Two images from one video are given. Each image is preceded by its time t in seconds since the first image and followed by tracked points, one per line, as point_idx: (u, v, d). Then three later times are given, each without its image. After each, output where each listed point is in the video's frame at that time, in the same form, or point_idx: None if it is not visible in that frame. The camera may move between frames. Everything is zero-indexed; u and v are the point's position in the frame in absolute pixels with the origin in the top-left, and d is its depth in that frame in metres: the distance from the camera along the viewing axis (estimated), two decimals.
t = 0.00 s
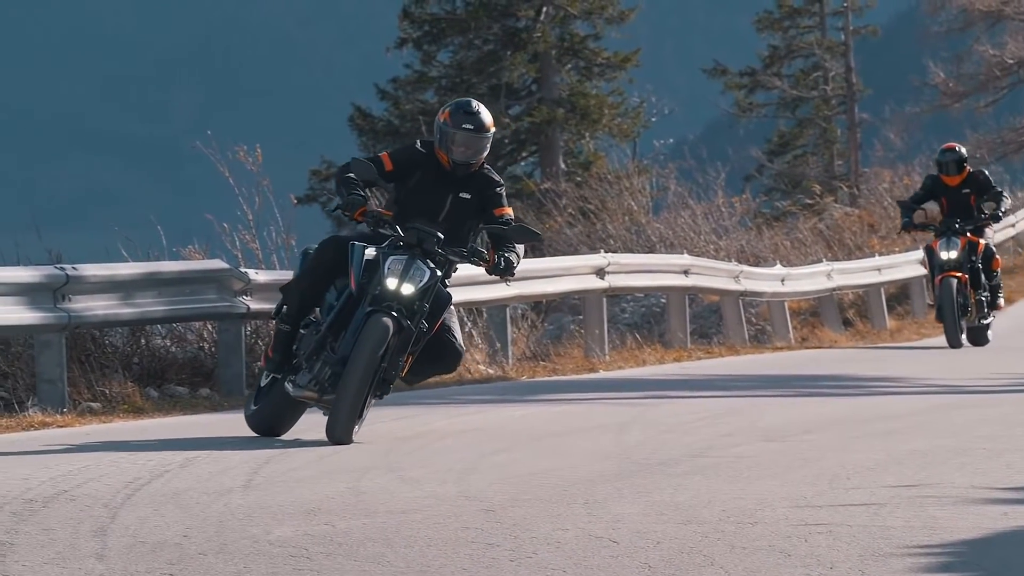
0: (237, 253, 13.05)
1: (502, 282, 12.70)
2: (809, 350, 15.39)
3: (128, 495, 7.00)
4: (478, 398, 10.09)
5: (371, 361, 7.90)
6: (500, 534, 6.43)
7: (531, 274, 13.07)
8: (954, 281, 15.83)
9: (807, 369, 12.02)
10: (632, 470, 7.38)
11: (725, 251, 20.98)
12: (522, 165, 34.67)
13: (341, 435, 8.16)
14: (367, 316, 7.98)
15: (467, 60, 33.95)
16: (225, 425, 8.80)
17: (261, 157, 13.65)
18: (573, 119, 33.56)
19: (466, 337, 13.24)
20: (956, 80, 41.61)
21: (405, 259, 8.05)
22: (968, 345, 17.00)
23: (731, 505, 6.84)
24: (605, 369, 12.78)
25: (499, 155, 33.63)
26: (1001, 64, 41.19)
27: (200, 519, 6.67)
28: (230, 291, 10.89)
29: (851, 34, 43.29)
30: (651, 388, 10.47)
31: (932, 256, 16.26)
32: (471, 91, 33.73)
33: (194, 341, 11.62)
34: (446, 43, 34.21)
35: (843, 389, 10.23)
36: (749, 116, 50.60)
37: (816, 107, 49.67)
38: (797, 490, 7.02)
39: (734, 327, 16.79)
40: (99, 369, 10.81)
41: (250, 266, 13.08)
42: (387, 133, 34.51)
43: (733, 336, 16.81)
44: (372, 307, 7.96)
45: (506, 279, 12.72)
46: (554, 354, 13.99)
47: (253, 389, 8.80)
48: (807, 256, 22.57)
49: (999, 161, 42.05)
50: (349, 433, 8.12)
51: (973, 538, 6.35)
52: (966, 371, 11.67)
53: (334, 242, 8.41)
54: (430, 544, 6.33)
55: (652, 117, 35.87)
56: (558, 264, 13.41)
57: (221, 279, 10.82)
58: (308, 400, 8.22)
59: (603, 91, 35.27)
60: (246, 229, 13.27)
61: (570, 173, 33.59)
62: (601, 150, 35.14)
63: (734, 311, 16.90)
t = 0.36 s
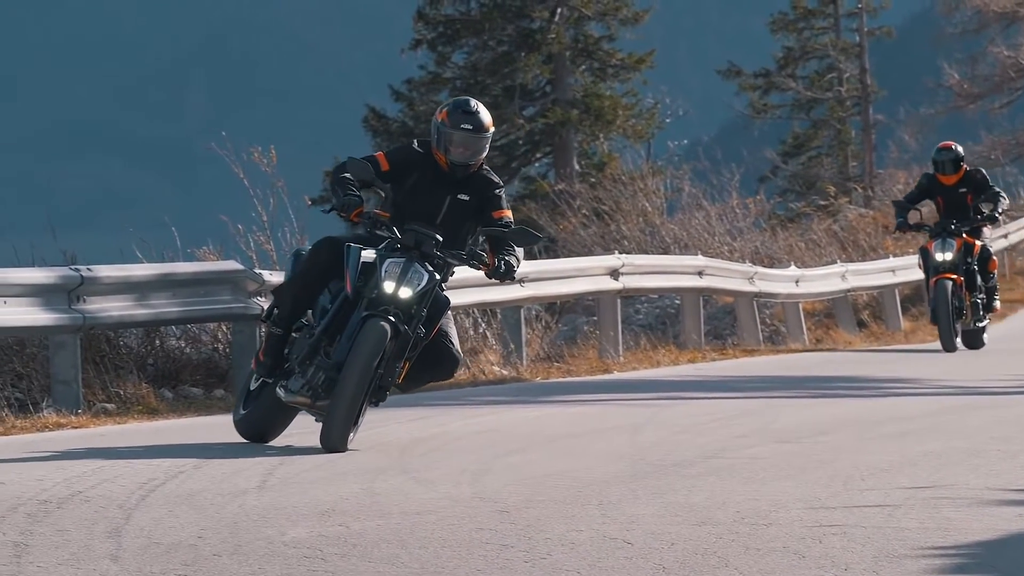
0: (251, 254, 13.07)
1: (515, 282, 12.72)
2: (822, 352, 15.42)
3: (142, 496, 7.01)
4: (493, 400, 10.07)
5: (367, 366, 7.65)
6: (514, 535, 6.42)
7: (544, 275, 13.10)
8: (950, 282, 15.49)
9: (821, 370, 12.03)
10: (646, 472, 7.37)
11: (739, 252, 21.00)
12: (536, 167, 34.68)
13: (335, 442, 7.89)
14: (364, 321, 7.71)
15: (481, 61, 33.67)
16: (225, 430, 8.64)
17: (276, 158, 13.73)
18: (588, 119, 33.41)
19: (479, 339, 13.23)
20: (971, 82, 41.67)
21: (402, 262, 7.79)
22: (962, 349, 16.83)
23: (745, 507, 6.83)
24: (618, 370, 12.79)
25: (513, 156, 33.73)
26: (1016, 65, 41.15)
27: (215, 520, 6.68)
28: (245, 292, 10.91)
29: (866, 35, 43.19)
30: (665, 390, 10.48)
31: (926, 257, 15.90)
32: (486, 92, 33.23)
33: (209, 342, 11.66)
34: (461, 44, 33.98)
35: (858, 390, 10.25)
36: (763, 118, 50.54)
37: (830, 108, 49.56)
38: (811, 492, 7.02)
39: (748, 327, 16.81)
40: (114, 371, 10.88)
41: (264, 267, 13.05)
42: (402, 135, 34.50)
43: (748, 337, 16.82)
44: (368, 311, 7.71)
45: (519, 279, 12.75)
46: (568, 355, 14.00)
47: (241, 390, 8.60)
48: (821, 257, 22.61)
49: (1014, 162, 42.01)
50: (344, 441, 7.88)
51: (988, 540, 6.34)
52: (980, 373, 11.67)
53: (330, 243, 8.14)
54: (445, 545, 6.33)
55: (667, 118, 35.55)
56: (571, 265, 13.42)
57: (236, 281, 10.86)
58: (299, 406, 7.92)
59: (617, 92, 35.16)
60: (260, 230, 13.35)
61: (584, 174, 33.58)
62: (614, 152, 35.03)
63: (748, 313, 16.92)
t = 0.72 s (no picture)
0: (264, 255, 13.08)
1: (530, 283, 12.79)
2: (835, 351, 15.48)
3: (156, 497, 7.02)
4: (507, 400, 10.09)
5: (365, 371, 7.44)
6: (528, 536, 6.41)
7: (559, 276, 13.17)
8: (943, 284, 15.22)
9: (834, 371, 12.06)
10: (660, 473, 7.37)
11: (754, 253, 21.03)
12: (550, 167, 34.54)
13: (331, 450, 7.68)
14: (362, 324, 7.51)
15: (496, 62, 33.47)
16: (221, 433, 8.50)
17: (289, 159, 13.74)
18: (602, 119, 33.35)
19: (494, 340, 13.23)
20: (984, 83, 41.69)
21: (402, 263, 7.58)
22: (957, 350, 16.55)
23: (760, 508, 6.82)
24: (633, 371, 12.82)
25: (527, 157, 33.85)
26: None
27: (230, 520, 6.67)
28: (259, 293, 11.09)
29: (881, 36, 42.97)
30: (679, 390, 10.49)
31: (920, 258, 15.69)
32: (500, 93, 33.32)
33: (223, 342, 11.66)
34: (475, 45, 33.86)
35: (873, 391, 10.25)
36: (778, 119, 50.28)
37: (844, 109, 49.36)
38: (826, 492, 7.01)
39: (762, 329, 16.85)
40: (128, 371, 10.92)
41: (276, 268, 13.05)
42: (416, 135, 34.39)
43: (762, 338, 16.87)
44: (366, 314, 7.48)
45: (534, 280, 12.81)
46: (582, 356, 14.02)
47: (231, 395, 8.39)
48: (836, 258, 22.69)
49: None
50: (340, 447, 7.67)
51: (1003, 540, 6.32)
52: (995, 373, 11.68)
53: (327, 244, 7.95)
54: (460, 545, 6.32)
55: (681, 119, 35.13)
56: (586, 266, 13.48)
57: (250, 281, 11.02)
58: (294, 411, 7.71)
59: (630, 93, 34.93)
60: (274, 232, 13.38)
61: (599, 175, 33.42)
62: (628, 153, 34.82)
63: (763, 315, 16.95)
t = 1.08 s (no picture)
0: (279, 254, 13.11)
1: (544, 283, 12.90)
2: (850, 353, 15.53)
3: (172, 498, 7.04)
4: (520, 400, 10.12)
5: (364, 378, 7.27)
6: (542, 537, 6.40)
7: (574, 276, 13.25)
8: (936, 285, 14.49)
9: (847, 372, 12.06)
10: (674, 474, 7.38)
11: (768, 254, 20.89)
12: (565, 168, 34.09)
13: (328, 458, 7.50)
14: (361, 328, 7.35)
15: (510, 63, 32.84)
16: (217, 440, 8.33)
17: (304, 159, 13.80)
18: (616, 121, 32.40)
19: (509, 340, 13.35)
20: (999, 83, 41.15)
21: (402, 266, 7.41)
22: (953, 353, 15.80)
23: (775, 508, 6.82)
24: (648, 371, 12.83)
25: (542, 159, 32.73)
26: None
27: (244, 521, 6.68)
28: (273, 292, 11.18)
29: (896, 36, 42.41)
30: (694, 391, 10.51)
31: (912, 259, 14.95)
32: (514, 94, 32.47)
33: (239, 342, 11.60)
34: (489, 46, 33.13)
35: (887, 392, 10.26)
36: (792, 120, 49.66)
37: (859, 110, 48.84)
38: (841, 493, 7.01)
39: (777, 329, 16.89)
40: (143, 372, 10.98)
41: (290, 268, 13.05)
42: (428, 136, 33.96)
43: (776, 338, 16.91)
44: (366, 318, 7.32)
45: (548, 280, 12.93)
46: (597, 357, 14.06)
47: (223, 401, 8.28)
48: (850, 259, 22.63)
49: None
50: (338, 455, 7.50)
51: (1018, 541, 6.30)
52: (1008, 374, 11.65)
53: (323, 246, 7.74)
54: (474, 546, 6.30)
55: (696, 119, 34.11)
56: (600, 266, 13.57)
57: (263, 281, 11.00)
58: (289, 418, 7.50)
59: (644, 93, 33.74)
60: (289, 233, 13.40)
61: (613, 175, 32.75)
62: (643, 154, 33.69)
63: (778, 315, 17.00)
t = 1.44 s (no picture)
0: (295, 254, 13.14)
1: (558, 283, 12.93)
2: (865, 353, 15.52)
3: (185, 498, 7.05)
4: (534, 400, 10.14)
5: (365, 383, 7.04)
6: (556, 536, 6.38)
7: (587, 276, 13.28)
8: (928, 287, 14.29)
9: (861, 373, 12.06)
10: (689, 474, 7.38)
11: (783, 254, 20.95)
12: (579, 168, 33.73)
13: (327, 464, 7.30)
14: (362, 331, 7.12)
15: (524, 62, 32.37)
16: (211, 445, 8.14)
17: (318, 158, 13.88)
18: (630, 120, 32.10)
19: (523, 339, 13.42)
20: (1014, 84, 40.65)
21: (405, 268, 7.17)
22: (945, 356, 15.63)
23: (789, 508, 6.81)
24: (662, 371, 12.84)
25: (556, 157, 32.59)
26: None
27: (258, 520, 6.68)
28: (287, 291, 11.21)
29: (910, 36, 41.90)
30: (708, 391, 10.51)
31: (905, 260, 14.76)
32: (529, 94, 32.18)
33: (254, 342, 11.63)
34: (504, 45, 32.62)
35: (902, 392, 10.27)
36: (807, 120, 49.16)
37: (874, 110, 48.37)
38: (855, 493, 7.00)
39: (791, 329, 16.91)
40: (157, 372, 11.03)
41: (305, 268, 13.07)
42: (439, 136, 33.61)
43: (791, 338, 16.92)
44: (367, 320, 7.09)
45: (562, 280, 12.95)
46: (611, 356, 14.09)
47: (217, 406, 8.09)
48: (864, 259, 22.59)
49: None
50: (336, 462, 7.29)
51: None
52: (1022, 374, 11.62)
53: (322, 246, 7.53)
54: (488, 546, 6.28)
55: (710, 119, 33.64)
56: (613, 266, 13.58)
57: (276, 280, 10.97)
58: (286, 423, 7.29)
59: (658, 93, 33.54)
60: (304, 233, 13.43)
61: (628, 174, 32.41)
62: (657, 153, 33.37)
63: (791, 315, 17.01)
